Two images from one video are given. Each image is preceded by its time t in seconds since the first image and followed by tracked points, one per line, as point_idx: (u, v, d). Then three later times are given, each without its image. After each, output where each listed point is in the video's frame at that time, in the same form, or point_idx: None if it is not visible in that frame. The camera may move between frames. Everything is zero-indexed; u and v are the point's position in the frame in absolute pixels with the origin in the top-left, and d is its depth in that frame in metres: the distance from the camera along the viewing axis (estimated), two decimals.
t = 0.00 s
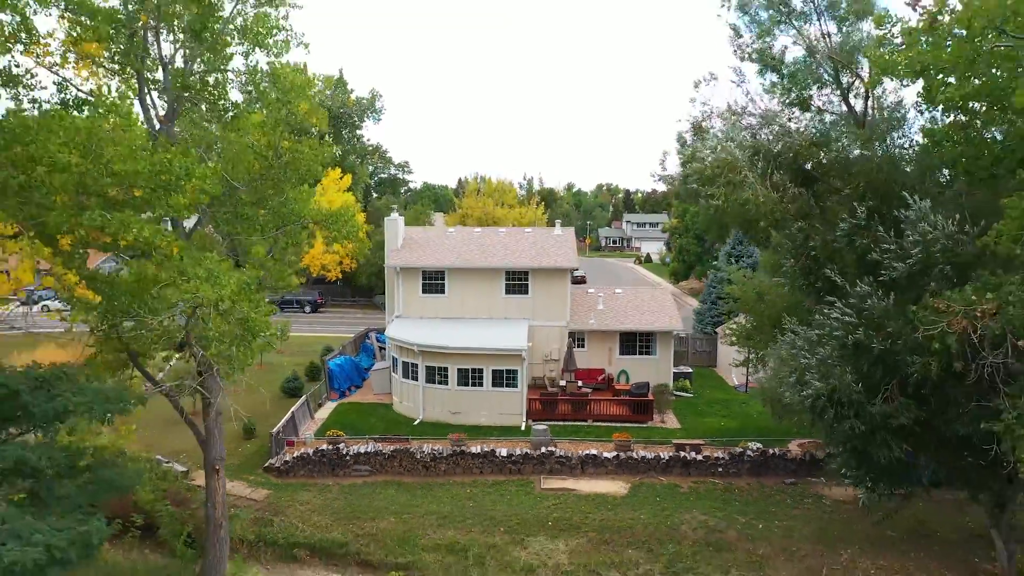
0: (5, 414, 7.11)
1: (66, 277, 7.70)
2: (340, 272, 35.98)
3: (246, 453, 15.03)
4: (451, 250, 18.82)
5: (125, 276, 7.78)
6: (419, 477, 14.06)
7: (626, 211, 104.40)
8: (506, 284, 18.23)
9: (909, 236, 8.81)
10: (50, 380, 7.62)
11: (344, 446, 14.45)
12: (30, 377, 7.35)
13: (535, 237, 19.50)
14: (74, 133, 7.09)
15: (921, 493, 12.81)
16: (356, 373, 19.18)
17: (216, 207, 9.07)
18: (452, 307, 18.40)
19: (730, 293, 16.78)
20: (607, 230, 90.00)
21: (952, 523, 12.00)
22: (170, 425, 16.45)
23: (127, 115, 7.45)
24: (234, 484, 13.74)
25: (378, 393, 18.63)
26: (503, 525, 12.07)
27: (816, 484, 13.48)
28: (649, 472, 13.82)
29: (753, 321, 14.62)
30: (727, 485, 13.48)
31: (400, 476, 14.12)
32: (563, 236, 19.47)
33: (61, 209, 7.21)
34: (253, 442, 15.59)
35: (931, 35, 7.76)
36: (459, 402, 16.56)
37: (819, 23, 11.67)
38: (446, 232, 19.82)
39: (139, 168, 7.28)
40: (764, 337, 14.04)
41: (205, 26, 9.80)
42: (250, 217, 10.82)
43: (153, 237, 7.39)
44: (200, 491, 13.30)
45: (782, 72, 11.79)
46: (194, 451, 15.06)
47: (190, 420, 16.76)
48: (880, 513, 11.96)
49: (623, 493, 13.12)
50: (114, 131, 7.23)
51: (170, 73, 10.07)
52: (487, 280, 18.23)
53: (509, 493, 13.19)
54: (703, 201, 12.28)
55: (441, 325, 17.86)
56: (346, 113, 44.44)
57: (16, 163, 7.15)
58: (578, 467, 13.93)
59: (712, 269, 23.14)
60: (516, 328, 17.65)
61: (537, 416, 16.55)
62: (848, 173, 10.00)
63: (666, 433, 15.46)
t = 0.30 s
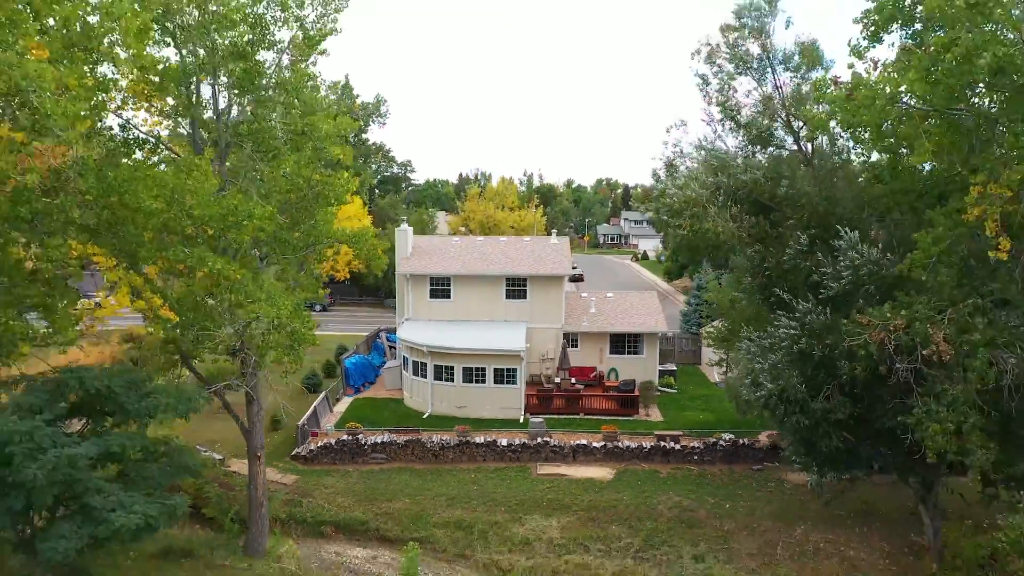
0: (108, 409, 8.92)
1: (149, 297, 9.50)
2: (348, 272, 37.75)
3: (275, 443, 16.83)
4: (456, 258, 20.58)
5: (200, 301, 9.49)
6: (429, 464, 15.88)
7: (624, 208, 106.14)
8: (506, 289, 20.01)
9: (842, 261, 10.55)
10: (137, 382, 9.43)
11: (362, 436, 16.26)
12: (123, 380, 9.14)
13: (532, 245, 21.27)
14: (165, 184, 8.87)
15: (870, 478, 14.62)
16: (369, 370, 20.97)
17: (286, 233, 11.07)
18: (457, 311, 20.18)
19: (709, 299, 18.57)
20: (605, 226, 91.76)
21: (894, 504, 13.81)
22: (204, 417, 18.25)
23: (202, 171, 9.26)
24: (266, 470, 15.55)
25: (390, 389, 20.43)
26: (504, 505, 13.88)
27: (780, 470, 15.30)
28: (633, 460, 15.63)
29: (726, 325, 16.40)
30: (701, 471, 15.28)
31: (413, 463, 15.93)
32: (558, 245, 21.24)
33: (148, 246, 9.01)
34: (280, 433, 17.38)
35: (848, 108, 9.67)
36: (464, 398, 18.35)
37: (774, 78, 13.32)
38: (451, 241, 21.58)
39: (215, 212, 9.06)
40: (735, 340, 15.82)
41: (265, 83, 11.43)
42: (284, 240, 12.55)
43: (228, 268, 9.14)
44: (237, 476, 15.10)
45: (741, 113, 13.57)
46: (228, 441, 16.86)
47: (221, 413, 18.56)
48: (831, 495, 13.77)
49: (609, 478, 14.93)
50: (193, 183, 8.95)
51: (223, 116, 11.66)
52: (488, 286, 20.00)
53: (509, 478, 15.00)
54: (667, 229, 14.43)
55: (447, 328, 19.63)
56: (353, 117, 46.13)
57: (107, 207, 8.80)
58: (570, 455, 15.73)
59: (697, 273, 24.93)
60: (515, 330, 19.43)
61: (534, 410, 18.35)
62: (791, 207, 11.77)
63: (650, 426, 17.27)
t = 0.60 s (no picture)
0: (181, 405, 10.90)
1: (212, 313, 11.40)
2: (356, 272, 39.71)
3: (300, 434, 18.80)
4: (461, 266, 22.52)
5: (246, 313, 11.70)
6: (439, 453, 17.89)
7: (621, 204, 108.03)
8: (508, 294, 21.96)
9: (791, 280, 12.53)
10: (202, 384, 11.40)
11: (379, 428, 18.25)
12: (193, 381, 11.13)
13: (531, 253, 23.22)
14: (230, 223, 11.01)
15: (829, 465, 16.57)
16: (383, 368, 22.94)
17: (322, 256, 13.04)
18: (462, 314, 22.13)
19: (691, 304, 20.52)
20: (604, 224, 93.61)
21: (848, 487, 15.79)
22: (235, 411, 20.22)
23: (255, 212, 11.45)
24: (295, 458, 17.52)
25: (401, 385, 22.40)
26: (506, 489, 15.85)
27: (751, 458, 17.28)
28: (620, 449, 17.62)
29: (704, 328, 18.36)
30: (680, 458, 17.27)
31: (424, 452, 17.94)
32: (555, 252, 23.19)
33: (212, 271, 11.10)
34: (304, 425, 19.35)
35: (792, 155, 11.64)
36: (469, 393, 20.32)
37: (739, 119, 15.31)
38: (457, 249, 23.52)
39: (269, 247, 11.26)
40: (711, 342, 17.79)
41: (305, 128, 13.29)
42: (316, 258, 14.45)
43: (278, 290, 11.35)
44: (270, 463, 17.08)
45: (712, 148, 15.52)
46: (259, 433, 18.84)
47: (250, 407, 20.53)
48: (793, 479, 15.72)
49: (599, 465, 16.90)
50: (251, 223, 11.11)
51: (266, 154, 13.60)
52: (491, 291, 21.95)
53: (511, 465, 16.98)
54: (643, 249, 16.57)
55: (453, 330, 21.59)
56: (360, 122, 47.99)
57: (177, 239, 10.77)
58: (565, 445, 17.72)
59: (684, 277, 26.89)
60: (516, 332, 21.38)
61: (532, 405, 20.31)
62: (751, 231, 13.77)
63: (637, 419, 19.24)
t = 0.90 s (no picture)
0: (232, 403, 12.89)
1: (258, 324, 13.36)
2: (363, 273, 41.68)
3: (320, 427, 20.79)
4: (465, 273, 24.47)
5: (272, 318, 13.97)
6: (446, 444, 19.90)
7: (619, 202, 109.94)
8: (508, 299, 23.93)
9: (754, 294, 14.57)
10: (248, 384, 13.40)
11: (392, 422, 20.26)
12: (241, 382, 13.14)
13: (530, 260, 25.18)
14: (273, 248, 13.05)
15: (795, 455, 18.55)
16: (393, 366, 24.92)
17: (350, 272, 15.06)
18: (466, 318, 24.10)
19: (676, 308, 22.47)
20: (603, 222, 95.48)
21: (811, 474, 17.78)
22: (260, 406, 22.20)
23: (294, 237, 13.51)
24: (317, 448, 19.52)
25: (411, 382, 24.38)
26: (507, 476, 17.83)
27: (727, 448, 19.27)
28: (608, 440, 19.62)
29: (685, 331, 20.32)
30: (663, 449, 19.26)
31: (434, 443, 19.96)
32: (552, 260, 25.14)
33: (256, 288, 13.21)
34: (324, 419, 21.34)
35: (750, 189, 13.59)
36: (472, 390, 22.30)
37: (711, 151, 17.36)
38: (461, 257, 25.48)
39: (305, 267, 13.38)
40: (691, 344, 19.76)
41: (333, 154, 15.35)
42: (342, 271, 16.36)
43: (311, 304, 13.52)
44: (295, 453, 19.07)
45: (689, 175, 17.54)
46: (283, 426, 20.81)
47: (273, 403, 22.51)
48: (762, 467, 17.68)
49: (589, 455, 18.90)
50: (291, 247, 13.16)
51: (298, 181, 15.53)
52: (492, 296, 23.92)
53: (511, 455, 18.97)
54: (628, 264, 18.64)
55: (458, 332, 23.56)
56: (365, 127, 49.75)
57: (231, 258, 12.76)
58: (560, 437, 19.73)
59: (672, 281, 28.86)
60: (516, 333, 23.35)
61: (531, 400, 22.30)
62: (721, 250, 15.79)
63: (625, 413, 21.24)
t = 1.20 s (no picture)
0: (273, 401, 15.16)
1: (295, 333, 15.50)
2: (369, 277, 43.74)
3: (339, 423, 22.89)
4: (469, 280, 26.58)
5: (306, 327, 16.18)
6: (454, 437, 22.03)
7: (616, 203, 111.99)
8: (509, 305, 26.04)
9: (726, 305, 16.71)
10: (286, 384, 15.76)
11: (404, 418, 22.40)
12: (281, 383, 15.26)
13: (529, 269, 27.30)
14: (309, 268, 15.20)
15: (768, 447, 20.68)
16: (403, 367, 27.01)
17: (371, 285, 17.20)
18: (471, 322, 26.21)
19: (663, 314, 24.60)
20: (601, 222, 97.45)
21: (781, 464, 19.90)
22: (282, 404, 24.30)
23: (325, 259, 15.80)
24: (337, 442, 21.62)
25: (419, 381, 26.48)
26: (509, 466, 19.95)
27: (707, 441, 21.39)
28: (600, 434, 21.76)
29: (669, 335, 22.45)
30: (649, 442, 21.39)
31: (442, 437, 22.10)
32: (549, 268, 27.26)
33: (293, 302, 15.59)
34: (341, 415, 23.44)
35: (717, 218, 15.67)
36: (477, 388, 24.41)
37: (690, 176, 19.48)
38: (465, 266, 27.58)
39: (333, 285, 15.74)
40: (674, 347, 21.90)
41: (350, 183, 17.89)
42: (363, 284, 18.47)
43: (337, 315, 16.02)
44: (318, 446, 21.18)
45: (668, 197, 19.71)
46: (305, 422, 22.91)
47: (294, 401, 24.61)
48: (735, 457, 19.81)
49: (583, 447, 21.03)
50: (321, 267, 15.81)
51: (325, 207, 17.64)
52: (495, 302, 26.03)
53: (513, 447, 21.10)
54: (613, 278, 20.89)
55: (464, 335, 25.67)
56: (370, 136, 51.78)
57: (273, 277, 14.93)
58: (556, 431, 21.87)
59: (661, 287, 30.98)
60: (516, 336, 25.46)
61: (530, 398, 24.42)
62: (697, 265, 17.93)
63: (616, 410, 23.37)
